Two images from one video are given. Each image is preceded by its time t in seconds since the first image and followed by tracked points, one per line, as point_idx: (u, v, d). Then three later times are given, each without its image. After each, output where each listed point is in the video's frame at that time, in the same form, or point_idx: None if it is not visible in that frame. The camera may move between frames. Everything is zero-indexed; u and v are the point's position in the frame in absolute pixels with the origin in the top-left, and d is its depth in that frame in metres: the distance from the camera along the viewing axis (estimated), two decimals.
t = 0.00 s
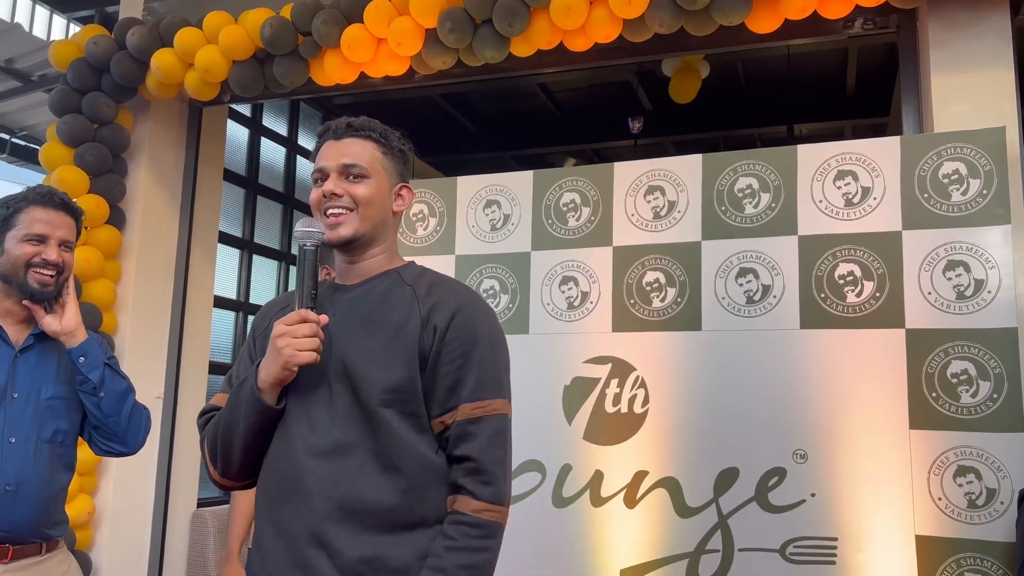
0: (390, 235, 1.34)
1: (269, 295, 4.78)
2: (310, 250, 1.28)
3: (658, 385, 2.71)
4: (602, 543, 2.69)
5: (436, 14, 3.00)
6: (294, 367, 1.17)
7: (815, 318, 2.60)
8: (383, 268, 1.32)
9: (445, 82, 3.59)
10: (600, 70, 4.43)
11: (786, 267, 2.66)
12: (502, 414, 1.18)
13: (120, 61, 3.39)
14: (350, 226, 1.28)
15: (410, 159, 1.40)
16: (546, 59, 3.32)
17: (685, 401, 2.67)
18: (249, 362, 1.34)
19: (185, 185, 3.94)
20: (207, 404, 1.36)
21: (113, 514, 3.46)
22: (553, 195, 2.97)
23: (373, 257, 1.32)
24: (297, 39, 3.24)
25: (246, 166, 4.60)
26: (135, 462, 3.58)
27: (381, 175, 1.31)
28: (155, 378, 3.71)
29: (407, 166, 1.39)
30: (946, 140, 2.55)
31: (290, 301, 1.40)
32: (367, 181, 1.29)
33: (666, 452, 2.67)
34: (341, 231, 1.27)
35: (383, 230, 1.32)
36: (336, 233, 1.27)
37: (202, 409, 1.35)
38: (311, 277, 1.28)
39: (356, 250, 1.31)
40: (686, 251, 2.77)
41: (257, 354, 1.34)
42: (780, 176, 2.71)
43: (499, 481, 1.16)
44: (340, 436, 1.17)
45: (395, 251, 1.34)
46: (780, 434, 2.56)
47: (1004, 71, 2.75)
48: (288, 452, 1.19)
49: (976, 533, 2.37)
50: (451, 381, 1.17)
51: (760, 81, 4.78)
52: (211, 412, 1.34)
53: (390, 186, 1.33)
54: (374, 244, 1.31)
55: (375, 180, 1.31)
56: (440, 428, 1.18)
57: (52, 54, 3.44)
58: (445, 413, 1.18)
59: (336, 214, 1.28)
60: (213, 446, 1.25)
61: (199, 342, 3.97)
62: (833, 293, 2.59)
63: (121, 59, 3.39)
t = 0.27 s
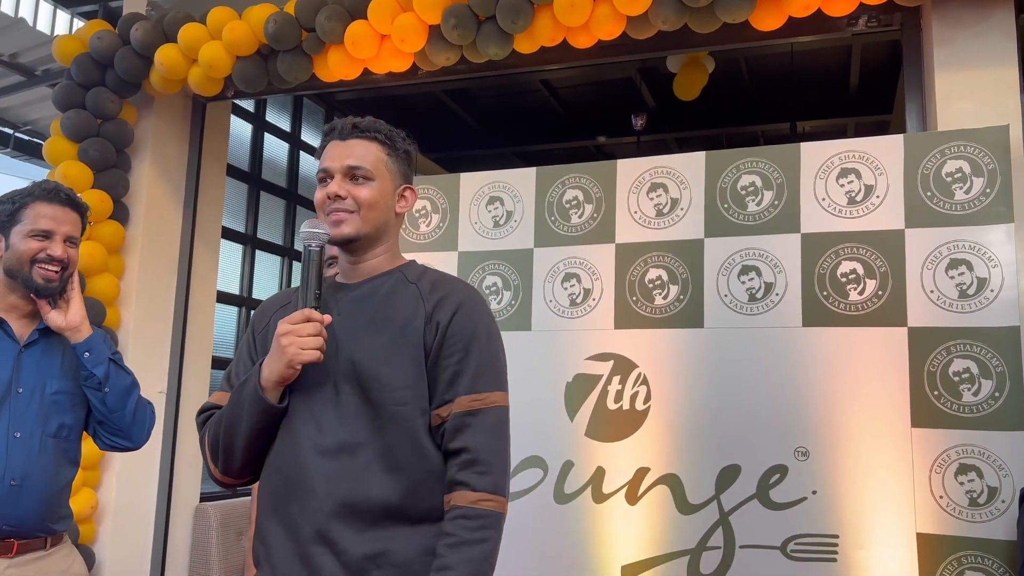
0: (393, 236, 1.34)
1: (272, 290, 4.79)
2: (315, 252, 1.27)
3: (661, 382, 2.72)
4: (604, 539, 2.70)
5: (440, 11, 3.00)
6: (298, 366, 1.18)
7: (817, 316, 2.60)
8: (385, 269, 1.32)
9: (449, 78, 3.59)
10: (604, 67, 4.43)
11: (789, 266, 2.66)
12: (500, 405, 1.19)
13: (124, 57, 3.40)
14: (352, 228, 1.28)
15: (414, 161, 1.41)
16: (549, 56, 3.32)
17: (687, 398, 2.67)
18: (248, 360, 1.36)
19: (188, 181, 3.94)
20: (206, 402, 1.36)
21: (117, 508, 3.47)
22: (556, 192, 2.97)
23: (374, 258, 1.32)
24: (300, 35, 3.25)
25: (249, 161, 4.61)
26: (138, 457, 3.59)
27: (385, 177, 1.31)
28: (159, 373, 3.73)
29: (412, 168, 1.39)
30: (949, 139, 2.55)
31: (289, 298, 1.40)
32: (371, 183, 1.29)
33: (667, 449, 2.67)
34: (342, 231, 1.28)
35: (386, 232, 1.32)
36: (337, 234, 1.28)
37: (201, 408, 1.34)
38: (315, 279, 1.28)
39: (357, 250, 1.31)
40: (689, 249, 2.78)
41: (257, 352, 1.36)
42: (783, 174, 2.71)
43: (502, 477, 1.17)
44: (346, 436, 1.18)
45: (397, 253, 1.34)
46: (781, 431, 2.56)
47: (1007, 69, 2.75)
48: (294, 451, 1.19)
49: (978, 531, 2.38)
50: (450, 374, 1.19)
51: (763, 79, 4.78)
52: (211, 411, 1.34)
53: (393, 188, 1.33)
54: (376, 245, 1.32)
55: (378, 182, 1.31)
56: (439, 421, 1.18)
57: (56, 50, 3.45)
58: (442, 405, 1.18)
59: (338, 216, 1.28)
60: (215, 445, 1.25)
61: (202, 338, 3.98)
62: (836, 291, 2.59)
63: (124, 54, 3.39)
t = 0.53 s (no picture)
0: (393, 236, 1.34)
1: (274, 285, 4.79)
2: (309, 253, 1.30)
3: (663, 379, 2.72)
4: (606, 535, 2.70)
5: (443, 6, 3.00)
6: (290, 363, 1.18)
7: (820, 313, 2.60)
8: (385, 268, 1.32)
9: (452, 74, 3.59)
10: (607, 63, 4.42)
11: (792, 262, 2.66)
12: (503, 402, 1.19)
13: (127, 51, 3.39)
14: (352, 226, 1.28)
15: (417, 162, 1.40)
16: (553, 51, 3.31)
17: (690, 394, 2.67)
18: (249, 355, 1.37)
19: (191, 175, 3.94)
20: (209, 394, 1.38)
21: (119, 502, 3.48)
22: (560, 188, 2.97)
23: (374, 257, 1.32)
24: (304, 30, 3.24)
25: (251, 156, 4.61)
26: (141, 451, 3.60)
27: (386, 177, 1.31)
28: (161, 367, 3.73)
29: (415, 169, 1.39)
30: (953, 136, 2.54)
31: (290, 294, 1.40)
32: (372, 182, 1.29)
33: (670, 446, 2.68)
34: (342, 231, 1.28)
35: (386, 231, 1.32)
36: (337, 233, 1.28)
37: (203, 398, 1.35)
38: (309, 276, 1.29)
39: (358, 249, 1.32)
40: (692, 245, 2.78)
41: (258, 347, 1.36)
42: (787, 170, 2.71)
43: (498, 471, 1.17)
44: (341, 431, 1.18)
45: (398, 252, 1.34)
46: (783, 428, 2.56)
47: (1012, 66, 2.74)
48: (291, 443, 1.20)
49: (980, 528, 2.38)
50: (448, 374, 1.18)
51: (766, 76, 4.77)
52: (212, 403, 1.35)
53: (395, 188, 1.33)
54: (376, 244, 1.32)
55: (380, 182, 1.31)
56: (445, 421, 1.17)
57: (59, 44, 3.44)
58: (447, 403, 1.17)
59: (339, 215, 1.29)
60: (213, 438, 1.27)
61: (204, 332, 3.98)
62: (839, 288, 2.59)
63: (127, 49, 3.39)
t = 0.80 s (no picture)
0: (393, 232, 1.34)
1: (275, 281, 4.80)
2: (308, 249, 1.30)
3: (665, 375, 2.72)
4: (607, 531, 2.70)
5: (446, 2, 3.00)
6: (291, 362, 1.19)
7: (822, 309, 2.60)
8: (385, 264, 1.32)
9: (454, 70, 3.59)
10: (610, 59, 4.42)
11: (794, 259, 2.66)
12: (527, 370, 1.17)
13: (129, 46, 3.39)
14: (350, 225, 1.29)
15: (414, 158, 1.40)
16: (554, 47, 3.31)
17: (691, 390, 2.68)
18: (253, 352, 1.36)
19: (192, 170, 3.94)
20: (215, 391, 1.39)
21: (121, 497, 3.49)
22: (561, 184, 2.97)
23: (374, 253, 1.32)
24: (306, 25, 3.24)
25: (253, 152, 4.61)
26: (143, 446, 3.60)
27: (382, 174, 1.32)
28: (162, 362, 3.73)
29: (413, 163, 1.39)
30: (956, 132, 2.54)
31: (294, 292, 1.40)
32: (368, 180, 1.30)
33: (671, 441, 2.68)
34: (341, 229, 1.29)
35: (385, 227, 1.33)
36: (336, 232, 1.29)
37: (210, 396, 1.36)
38: (307, 272, 1.29)
39: (357, 247, 1.32)
40: (694, 242, 2.78)
41: (261, 345, 1.37)
42: (789, 166, 2.71)
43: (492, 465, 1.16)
44: (339, 423, 1.18)
45: (398, 248, 1.35)
46: (784, 424, 2.57)
47: (1015, 63, 2.74)
48: (295, 437, 1.20)
49: (981, 525, 2.38)
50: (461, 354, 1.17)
51: (768, 72, 4.77)
52: (218, 400, 1.36)
53: (392, 184, 1.34)
54: (376, 241, 1.32)
55: (376, 179, 1.31)
56: (469, 399, 1.18)
57: (60, 38, 3.44)
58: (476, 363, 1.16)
59: (337, 214, 1.30)
60: (218, 435, 1.29)
61: (205, 328, 3.98)
62: (840, 284, 2.59)
63: (129, 44, 3.39)
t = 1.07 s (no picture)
0: (392, 227, 1.35)
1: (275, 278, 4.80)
2: (309, 244, 1.30)
3: (665, 372, 2.72)
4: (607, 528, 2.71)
5: None
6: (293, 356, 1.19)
7: (821, 307, 2.61)
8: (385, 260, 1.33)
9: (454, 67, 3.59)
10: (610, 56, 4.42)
11: (794, 257, 2.66)
12: (532, 370, 1.19)
13: (129, 43, 3.39)
14: (349, 222, 1.30)
15: (410, 152, 1.39)
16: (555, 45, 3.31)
17: (691, 387, 2.68)
18: (255, 351, 1.37)
19: (192, 167, 3.94)
20: (218, 390, 1.40)
21: (121, 494, 3.49)
22: (561, 181, 2.97)
23: (374, 249, 1.33)
24: (306, 23, 3.23)
25: (253, 149, 4.61)
26: (143, 443, 3.61)
27: (377, 170, 1.31)
28: (162, 359, 3.73)
29: (409, 158, 1.38)
30: (956, 130, 2.54)
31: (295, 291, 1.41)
32: (364, 176, 1.30)
33: (671, 439, 2.68)
34: (341, 227, 1.30)
35: (383, 223, 1.33)
36: (337, 231, 1.30)
37: (211, 396, 1.38)
38: (309, 268, 1.29)
39: (358, 244, 1.33)
40: (694, 239, 2.78)
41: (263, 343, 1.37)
42: (789, 164, 2.71)
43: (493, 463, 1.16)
44: (341, 415, 1.17)
45: (398, 243, 1.35)
46: (784, 422, 2.57)
47: (1015, 61, 2.74)
48: (296, 431, 1.20)
49: (979, 522, 2.38)
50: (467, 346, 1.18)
51: (768, 70, 4.77)
52: (221, 400, 1.37)
53: (388, 180, 1.33)
54: (375, 237, 1.32)
55: (372, 175, 1.31)
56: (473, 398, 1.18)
57: (60, 35, 3.44)
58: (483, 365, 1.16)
59: (336, 211, 1.30)
60: (222, 432, 1.30)
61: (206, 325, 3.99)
62: (840, 282, 2.59)
63: (130, 41, 3.39)
